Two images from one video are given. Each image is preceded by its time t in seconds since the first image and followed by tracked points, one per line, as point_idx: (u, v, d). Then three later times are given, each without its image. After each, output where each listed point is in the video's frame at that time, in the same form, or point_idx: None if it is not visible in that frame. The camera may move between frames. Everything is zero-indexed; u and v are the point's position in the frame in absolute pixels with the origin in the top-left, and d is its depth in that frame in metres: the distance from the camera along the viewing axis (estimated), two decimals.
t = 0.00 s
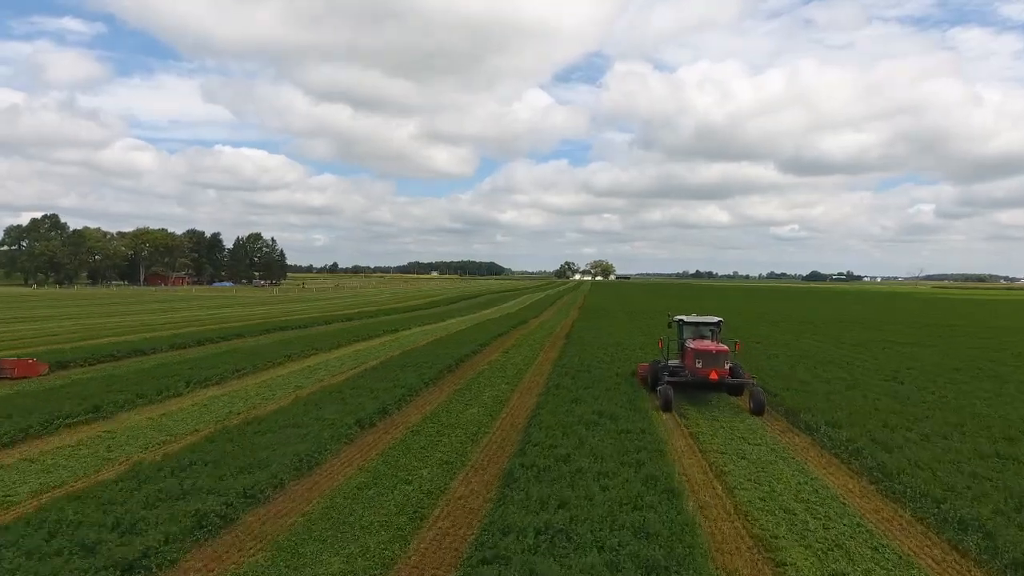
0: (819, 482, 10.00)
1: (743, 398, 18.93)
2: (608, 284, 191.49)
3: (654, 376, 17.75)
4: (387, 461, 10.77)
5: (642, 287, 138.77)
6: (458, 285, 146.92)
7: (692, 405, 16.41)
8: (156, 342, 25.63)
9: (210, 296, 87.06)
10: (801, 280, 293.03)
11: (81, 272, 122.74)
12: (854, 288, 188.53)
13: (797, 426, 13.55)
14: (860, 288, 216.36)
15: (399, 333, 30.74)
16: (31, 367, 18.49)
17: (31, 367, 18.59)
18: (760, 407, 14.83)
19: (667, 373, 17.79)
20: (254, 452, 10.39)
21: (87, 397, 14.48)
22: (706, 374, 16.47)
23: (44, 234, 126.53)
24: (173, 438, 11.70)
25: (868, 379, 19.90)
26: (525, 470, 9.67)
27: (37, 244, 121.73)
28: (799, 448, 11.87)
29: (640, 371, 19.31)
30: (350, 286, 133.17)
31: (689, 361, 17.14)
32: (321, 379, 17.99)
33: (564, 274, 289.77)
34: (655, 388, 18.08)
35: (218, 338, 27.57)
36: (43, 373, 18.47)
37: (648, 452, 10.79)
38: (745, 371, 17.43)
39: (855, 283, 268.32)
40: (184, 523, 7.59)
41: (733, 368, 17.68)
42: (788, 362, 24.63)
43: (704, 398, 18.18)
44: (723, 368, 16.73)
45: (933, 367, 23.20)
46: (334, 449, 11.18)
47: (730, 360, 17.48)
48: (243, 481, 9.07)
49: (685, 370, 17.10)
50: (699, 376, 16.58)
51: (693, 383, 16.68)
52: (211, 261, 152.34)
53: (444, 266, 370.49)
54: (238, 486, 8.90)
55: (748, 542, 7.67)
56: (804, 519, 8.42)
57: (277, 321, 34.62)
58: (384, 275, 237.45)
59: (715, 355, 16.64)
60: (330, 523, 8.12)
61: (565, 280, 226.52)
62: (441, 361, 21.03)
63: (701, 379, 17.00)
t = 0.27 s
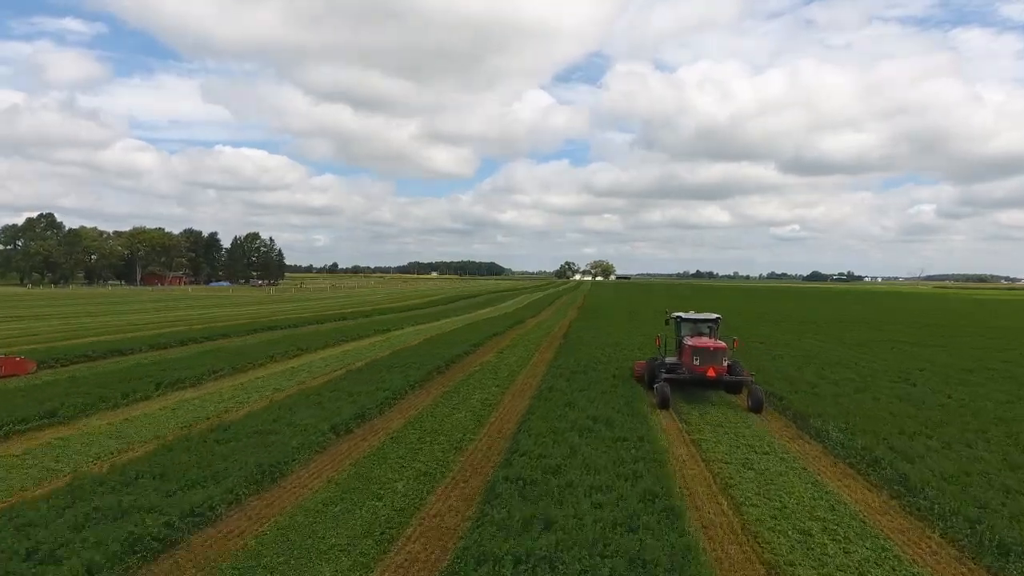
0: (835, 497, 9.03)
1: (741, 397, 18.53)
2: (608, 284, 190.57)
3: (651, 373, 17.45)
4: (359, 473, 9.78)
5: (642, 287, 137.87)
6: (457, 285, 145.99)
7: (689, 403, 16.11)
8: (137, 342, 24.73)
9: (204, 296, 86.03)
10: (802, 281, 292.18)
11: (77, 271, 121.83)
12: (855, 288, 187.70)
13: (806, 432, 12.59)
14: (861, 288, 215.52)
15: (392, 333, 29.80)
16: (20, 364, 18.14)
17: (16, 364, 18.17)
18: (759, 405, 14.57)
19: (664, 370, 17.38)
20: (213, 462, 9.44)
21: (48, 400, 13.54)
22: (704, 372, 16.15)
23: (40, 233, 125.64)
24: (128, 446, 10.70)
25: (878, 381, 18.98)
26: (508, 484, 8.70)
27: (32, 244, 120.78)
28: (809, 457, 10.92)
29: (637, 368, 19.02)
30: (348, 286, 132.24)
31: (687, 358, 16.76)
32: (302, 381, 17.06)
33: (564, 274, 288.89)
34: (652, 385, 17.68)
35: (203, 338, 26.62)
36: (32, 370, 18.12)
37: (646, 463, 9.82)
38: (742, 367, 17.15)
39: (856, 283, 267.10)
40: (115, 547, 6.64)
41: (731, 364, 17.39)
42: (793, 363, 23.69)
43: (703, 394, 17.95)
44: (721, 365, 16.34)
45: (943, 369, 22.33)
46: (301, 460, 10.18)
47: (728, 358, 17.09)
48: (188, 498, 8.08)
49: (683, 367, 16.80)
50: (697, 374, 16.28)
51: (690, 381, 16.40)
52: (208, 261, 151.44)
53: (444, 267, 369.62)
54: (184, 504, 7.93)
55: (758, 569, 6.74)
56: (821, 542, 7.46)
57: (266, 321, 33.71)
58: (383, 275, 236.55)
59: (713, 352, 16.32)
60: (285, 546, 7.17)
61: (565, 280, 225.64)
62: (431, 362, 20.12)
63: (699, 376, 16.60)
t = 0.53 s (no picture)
0: (855, 516, 8.09)
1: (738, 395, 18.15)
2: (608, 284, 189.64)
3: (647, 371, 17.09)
4: (324, 487, 8.83)
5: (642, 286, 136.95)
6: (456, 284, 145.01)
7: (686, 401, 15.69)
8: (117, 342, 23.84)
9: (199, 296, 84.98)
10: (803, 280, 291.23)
11: (72, 271, 120.86)
12: (856, 287, 186.76)
13: (817, 438, 11.64)
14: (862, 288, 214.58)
15: (382, 333, 28.87)
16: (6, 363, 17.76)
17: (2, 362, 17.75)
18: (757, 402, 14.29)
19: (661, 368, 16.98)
20: (161, 474, 8.51)
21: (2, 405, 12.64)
22: (701, 369, 15.71)
23: (35, 233, 124.70)
24: (76, 456, 9.78)
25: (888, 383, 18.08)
26: (487, 502, 7.75)
27: (27, 243, 119.84)
28: (822, 468, 9.96)
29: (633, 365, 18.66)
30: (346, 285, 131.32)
31: (683, 355, 16.37)
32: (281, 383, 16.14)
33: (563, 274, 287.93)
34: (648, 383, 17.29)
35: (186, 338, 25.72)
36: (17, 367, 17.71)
37: (642, 476, 8.86)
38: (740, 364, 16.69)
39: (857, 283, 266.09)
40: None
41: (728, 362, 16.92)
42: (795, 364, 22.75)
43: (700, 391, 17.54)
44: (718, 362, 15.95)
45: (954, 371, 21.43)
46: (262, 473, 9.23)
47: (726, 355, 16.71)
48: (120, 520, 7.11)
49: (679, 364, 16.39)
50: (692, 371, 15.84)
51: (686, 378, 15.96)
52: (205, 261, 150.35)
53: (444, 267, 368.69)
54: (114, 525, 6.97)
55: None
56: (844, 571, 6.51)
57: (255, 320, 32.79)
58: (382, 275, 235.41)
59: (710, 349, 15.86)
60: None
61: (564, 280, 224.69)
62: (419, 363, 19.21)
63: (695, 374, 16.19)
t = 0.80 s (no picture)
0: (878, 539, 7.12)
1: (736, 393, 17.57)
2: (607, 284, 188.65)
3: (643, 368, 16.73)
4: (281, 505, 7.89)
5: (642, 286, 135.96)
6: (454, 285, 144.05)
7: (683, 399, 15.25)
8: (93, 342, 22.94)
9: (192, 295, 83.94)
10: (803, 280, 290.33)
11: (68, 270, 119.96)
12: (856, 287, 185.74)
13: (829, 446, 10.67)
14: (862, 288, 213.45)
15: (372, 333, 27.94)
16: None
17: None
18: (754, 400, 13.89)
19: (657, 366, 16.46)
20: (95, 492, 7.58)
21: None
22: (696, 367, 15.16)
23: (30, 232, 123.90)
24: (11, 467, 8.86)
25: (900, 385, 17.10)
26: (459, 524, 6.81)
27: (22, 243, 118.96)
28: (837, 481, 8.99)
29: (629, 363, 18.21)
30: (344, 284, 130.41)
31: (679, 352, 15.81)
32: (255, 385, 15.20)
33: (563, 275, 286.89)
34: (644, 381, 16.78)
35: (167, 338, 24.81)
36: None
37: (637, 492, 7.91)
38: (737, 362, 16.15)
39: (859, 284, 264.91)
40: None
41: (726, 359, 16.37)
42: (801, 365, 21.77)
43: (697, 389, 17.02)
44: (714, 359, 15.40)
45: (967, 373, 20.49)
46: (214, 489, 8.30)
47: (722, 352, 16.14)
48: (27, 551, 6.19)
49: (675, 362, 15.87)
50: (688, 368, 15.29)
51: (682, 376, 15.42)
52: (202, 261, 149.51)
53: (443, 267, 367.88)
54: (18, 558, 6.07)
55: None
56: None
57: (241, 320, 31.83)
58: (381, 275, 234.49)
59: (706, 346, 15.29)
60: None
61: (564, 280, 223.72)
62: (406, 364, 18.27)
63: (691, 371, 15.62)
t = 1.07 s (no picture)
0: (907, 567, 6.18)
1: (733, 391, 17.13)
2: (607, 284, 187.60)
3: (640, 366, 16.41)
4: (227, 527, 6.94)
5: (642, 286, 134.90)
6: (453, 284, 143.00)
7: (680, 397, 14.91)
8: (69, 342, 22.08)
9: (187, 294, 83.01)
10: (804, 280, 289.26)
11: (64, 270, 119.09)
12: (858, 287, 184.67)
13: (843, 456, 9.73)
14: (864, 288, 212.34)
15: (362, 333, 27.01)
16: None
17: None
18: (751, 397, 13.55)
19: (653, 363, 16.06)
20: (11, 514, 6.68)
21: None
22: (692, 364, 14.77)
23: (26, 231, 123.01)
24: None
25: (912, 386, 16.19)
26: (423, 553, 5.88)
27: (18, 242, 118.13)
28: (854, 498, 8.05)
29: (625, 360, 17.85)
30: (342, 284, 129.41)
31: (674, 348, 15.40)
32: (227, 387, 14.30)
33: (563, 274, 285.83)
34: (639, 378, 16.39)
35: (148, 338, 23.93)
36: None
37: (631, 512, 6.98)
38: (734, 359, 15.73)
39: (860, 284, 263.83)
40: None
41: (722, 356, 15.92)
42: (806, 364, 20.81)
43: (694, 386, 16.64)
44: (710, 356, 14.98)
45: (981, 374, 19.57)
46: (154, 509, 7.36)
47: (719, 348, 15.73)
48: None
49: (670, 358, 15.49)
50: (683, 366, 14.91)
51: (677, 373, 15.04)
52: (200, 260, 148.60)
53: (443, 267, 366.90)
54: None
55: None
56: None
57: (229, 320, 30.92)
58: (380, 275, 233.41)
59: (701, 342, 14.89)
60: None
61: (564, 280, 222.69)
62: (391, 364, 17.37)
63: (687, 368, 15.21)
